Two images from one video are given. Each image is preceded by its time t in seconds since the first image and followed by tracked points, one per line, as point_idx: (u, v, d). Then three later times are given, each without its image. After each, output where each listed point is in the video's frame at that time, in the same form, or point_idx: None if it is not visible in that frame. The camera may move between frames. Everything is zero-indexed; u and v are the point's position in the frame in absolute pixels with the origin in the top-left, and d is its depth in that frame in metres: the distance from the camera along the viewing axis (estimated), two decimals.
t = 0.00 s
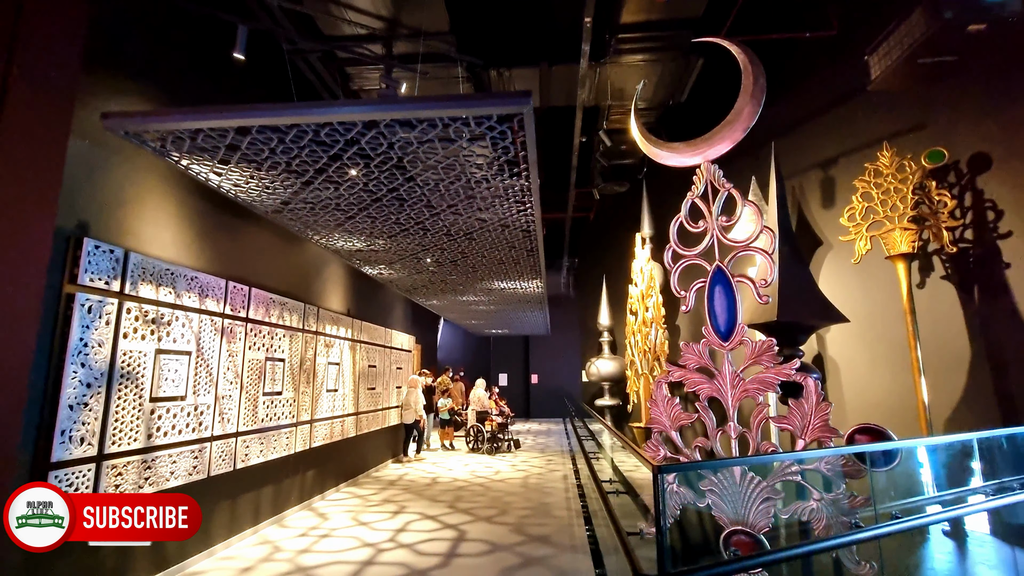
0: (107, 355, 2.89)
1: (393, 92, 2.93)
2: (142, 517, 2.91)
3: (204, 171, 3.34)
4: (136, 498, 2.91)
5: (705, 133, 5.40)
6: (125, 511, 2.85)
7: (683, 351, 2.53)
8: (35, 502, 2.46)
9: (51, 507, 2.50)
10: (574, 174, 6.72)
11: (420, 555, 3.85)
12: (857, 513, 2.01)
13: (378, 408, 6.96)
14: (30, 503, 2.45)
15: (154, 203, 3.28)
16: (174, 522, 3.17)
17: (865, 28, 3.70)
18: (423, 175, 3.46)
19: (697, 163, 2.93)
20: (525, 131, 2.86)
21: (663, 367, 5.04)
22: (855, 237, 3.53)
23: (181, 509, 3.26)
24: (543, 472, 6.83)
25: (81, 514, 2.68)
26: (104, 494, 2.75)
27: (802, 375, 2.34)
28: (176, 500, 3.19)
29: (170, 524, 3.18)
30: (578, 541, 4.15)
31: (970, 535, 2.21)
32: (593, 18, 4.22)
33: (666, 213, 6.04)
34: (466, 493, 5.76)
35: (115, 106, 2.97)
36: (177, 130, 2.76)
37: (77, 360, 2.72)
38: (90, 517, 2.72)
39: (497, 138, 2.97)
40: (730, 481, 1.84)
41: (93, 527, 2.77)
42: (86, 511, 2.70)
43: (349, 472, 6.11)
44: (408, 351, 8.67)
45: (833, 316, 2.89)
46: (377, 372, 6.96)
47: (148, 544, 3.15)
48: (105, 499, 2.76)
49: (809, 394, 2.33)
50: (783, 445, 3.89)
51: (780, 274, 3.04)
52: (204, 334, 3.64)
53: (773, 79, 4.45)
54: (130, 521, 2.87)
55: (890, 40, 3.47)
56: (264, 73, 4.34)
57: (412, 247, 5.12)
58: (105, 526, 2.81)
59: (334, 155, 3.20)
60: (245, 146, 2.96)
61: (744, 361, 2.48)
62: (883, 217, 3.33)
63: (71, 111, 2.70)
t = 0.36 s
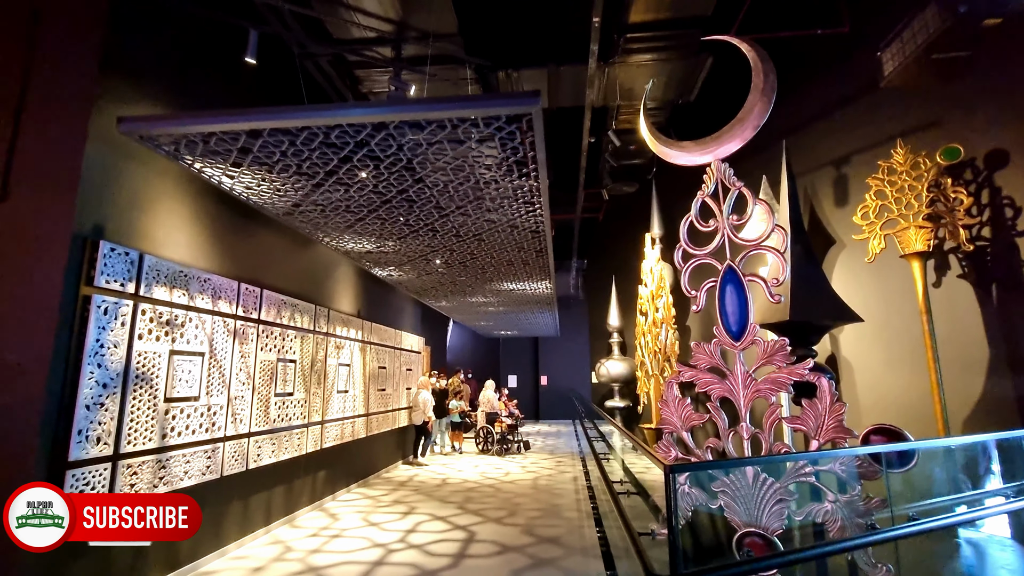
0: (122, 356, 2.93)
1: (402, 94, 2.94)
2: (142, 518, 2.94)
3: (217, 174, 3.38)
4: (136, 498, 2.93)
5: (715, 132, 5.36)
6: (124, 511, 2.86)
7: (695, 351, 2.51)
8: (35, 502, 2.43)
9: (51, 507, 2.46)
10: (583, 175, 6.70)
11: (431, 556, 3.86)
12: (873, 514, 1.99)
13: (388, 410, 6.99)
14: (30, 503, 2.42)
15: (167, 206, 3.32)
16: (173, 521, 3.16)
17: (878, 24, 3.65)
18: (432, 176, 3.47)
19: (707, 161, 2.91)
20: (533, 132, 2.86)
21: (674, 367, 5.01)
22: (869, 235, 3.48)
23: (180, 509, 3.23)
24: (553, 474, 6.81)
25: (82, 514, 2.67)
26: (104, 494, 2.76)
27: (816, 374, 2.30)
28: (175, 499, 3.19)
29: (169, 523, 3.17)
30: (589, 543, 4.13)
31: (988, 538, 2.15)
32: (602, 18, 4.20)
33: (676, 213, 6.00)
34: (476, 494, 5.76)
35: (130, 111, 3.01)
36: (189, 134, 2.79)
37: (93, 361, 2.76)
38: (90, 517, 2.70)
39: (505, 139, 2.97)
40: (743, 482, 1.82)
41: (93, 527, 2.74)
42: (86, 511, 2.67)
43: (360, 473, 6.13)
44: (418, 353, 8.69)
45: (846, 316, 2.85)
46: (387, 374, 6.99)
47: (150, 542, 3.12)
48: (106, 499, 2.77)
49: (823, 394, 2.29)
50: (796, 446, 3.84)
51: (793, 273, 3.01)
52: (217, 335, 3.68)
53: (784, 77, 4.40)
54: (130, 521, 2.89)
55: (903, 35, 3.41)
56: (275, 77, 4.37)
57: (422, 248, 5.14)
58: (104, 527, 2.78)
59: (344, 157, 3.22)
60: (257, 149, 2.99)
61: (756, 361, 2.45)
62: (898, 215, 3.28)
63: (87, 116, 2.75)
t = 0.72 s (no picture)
0: (141, 356, 2.98)
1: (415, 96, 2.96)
2: (142, 518, 2.89)
3: (233, 177, 3.43)
4: (138, 498, 2.87)
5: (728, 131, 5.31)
6: (125, 511, 2.81)
7: (709, 351, 2.48)
8: (35, 502, 2.39)
9: (51, 507, 2.42)
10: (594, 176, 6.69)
11: (443, 556, 3.87)
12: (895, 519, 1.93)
13: (400, 411, 7.02)
14: (30, 503, 2.38)
15: (185, 209, 3.38)
16: (173, 522, 3.10)
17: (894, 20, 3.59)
18: (444, 178, 3.48)
19: (720, 160, 2.88)
20: (545, 132, 2.86)
21: (687, 369, 4.97)
22: (887, 234, 3.37)
23: (180, 509, 3.15)
24: (566, 476, 6.78)
25: (82, 514, 2.61)
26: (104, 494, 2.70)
27: (833, 375, 2.27)
28: (175, 499, 3.12)
29: (167, 524, 3.08)
30: (602, 545, 4.10)
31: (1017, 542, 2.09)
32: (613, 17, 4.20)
33: (689, 213, 5.96)
34: (489, 495, 5.76)
35: (148, 116, 3.07)
36: (206, 137, 2.84)
37: (112, 361, 2.81)
38: (90, 517, 2.64)
39: (517, 139, 2.98)
40: (760, 483, 1.79)
41: (93, 528, 2.67)
42: (86, 511, 2.61)
43: (373, 474, 6.17)
44: (430, 354, 8.72)
45: (864, 315, 2.80)
46: (399, 375, 7.03)
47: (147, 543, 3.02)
48: (106, 499, 2.72)
49: (840, 395, 2.25)
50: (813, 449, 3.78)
51: (809, 273, 2.96)
52: (233, 336, 3.73)
53: (798, 74, 4.34)
54: (130, 521, 2.84)
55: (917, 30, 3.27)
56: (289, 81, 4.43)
57: (434, 250, 5.16)
58: (104, 527, 2.72)
59: (357, 160, 3.25)
60: (271, 152, 3.03)
61: (772, 361, 2.42)
62: (917, 214, 3.20)
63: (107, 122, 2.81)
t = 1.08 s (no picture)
0: (151, 356, 3.01)
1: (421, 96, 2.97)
2: (142, 517, 2.83)
3: (241, 178, 3.45)
4: (138, 498, 2.83)
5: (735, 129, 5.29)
6: (125, 511, 2.76)
7: (716, 351, 2.47)
8: (35, 502, 2.38)
9: (51, 507, 2.41)
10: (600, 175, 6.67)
11: (451, 556, 3.87)
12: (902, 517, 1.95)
13: (407, 411, 7.03)
14: (30, 503, 2.37)
15: (193, 211, 3.41)
16: (174, 522, 3.05)
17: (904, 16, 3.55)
18: (450, 178, 3.49)
19: (728, 158, 2.86)
20: (551, 131, 2.86)
21: (694, 368, 4.94)
22: (897, 232, 3.33)
23: (180, 509, 3.09)
24: (573, 476, 6.77)
25: (81, 514, 2.56)
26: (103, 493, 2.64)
27: (843, 374, 2.24)
28: (176, 499, 3.06)
29: (167, 524, 3.03)
30: (610, 545, 4.09)
31: None
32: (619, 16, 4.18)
33: (695, 212, 5.93)
34: (496, 495, 5.77)
35: (157, 119, 3.10)
36: (214, 139, 2.86)
37: (123, 361, 2.84)
38: (90, 517, 2.59)
39: (523, 139, 2.97)
40: (768, 484, 1.78)
41: (93, 528, 2.62)
42: (86, 511, 2.58)
43: (380, 474, 6.18)
44: (437, 355, 8.73)
45: (874, 314, 2.78)
46: (406, 376, 7.04)
47: (148, 543, 2.98)
48: (105, 499, 2.66)
49: (850, 394, 2.23)
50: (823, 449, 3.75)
51: (817, 271, 2.94)
52: (241, 337, 3.75)
53: (805, 71, 4.30)
54: (130, 520, 2.78)
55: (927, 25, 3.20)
56: (295, 83, 4.45)
57: (440, 250, 5.17)
58: (105, 527, 2.68)
59: (363, 160, 3.26)
60: (279, 153, 3.05)
61: (780, 360, 2.40)
62: (928, 211, 3.16)
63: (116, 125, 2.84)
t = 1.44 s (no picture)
0: (157, 356, 3.02)
1: (425, 95, 2.97)
2: (142, 517, 2.88)
3: (246, 178, 3.47)
4: (138, 498, 2.87)
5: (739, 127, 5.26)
6: (125, 511, 2.80)
7: (722, 350, 2.45)
8: (35, 502, 2.42)
9: (51, 507, 2.44)
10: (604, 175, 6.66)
11: (456, 556, 3.87)
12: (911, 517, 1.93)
13: (412, 411, 7.04)
14: (30, 503, 2.41)
15: (199, 212, 3.42)
16: (173, 522, 3.07)
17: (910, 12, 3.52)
18: (453, 177, 3.49)
19: (732, 157, 2.85)
20: (555, 130, 2.85)
21: (699, 368, 4.92)
22: (905, 230, 3.29)
23: (181, 509, 3.11)
24: (577, 476, 6.75)
25: (82, 514, 2.57)
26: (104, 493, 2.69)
27: (850, 373, 2.25)
28: (176, 499, 3.08)
29: (168, 524, 3.05)
30: (615, 545, 4.08)
31: None
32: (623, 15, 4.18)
33: (700, 211, 5.91)
34: (500, 495, 5.76)
35: (163, 120, 3.11)
36: (219, 139, 2.87)
37: (129, 360, 2.85)
38: (90, 517, 2.61)
39: (527, 138, 2.97)
40: (775, 483, 1.77)
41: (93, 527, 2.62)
42: (86, 511, 2.59)
43: (384, 474, 6.18)
44: (441, 355, 8.73)
45: (881, 313, 2.75)
46: (411, 376, 7.05)
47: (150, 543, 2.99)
48: (106, 498, 2.69)
49: (857, 393, 2.21)
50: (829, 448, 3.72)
51: (824, 269, 2.92)
52: (246, 337, 3.77)
53: (811, 68, 4.28)
54: (130, 521, 2.82)
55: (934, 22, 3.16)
56: (299, 83, 4.47)
57: (444, 250, 5.17)
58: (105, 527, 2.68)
59: (367, 160, 3.27)
60: (283, 153, 3.06)
61: (786, 359, 2.38)
62: (935, 209, 3.13)
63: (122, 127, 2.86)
